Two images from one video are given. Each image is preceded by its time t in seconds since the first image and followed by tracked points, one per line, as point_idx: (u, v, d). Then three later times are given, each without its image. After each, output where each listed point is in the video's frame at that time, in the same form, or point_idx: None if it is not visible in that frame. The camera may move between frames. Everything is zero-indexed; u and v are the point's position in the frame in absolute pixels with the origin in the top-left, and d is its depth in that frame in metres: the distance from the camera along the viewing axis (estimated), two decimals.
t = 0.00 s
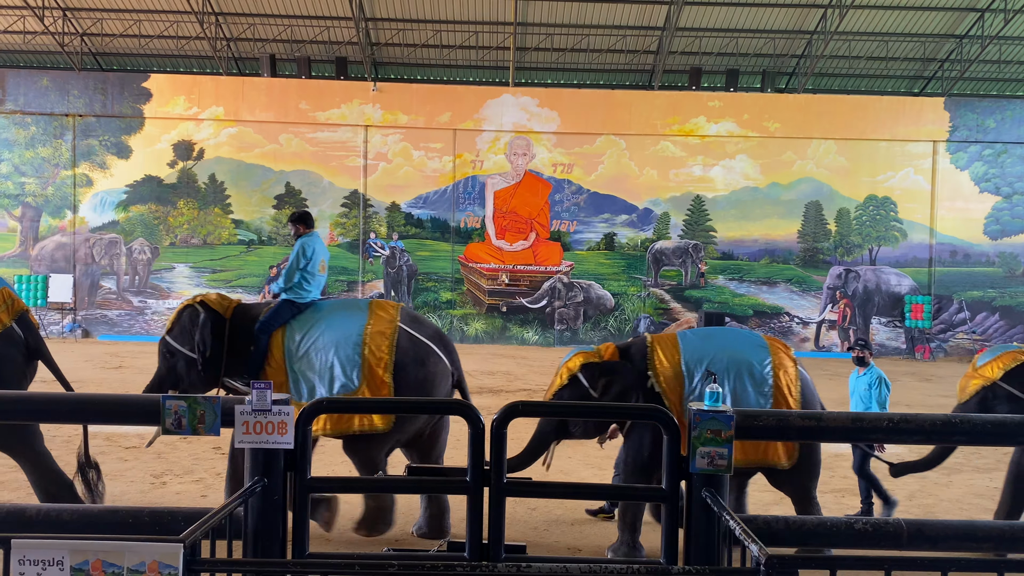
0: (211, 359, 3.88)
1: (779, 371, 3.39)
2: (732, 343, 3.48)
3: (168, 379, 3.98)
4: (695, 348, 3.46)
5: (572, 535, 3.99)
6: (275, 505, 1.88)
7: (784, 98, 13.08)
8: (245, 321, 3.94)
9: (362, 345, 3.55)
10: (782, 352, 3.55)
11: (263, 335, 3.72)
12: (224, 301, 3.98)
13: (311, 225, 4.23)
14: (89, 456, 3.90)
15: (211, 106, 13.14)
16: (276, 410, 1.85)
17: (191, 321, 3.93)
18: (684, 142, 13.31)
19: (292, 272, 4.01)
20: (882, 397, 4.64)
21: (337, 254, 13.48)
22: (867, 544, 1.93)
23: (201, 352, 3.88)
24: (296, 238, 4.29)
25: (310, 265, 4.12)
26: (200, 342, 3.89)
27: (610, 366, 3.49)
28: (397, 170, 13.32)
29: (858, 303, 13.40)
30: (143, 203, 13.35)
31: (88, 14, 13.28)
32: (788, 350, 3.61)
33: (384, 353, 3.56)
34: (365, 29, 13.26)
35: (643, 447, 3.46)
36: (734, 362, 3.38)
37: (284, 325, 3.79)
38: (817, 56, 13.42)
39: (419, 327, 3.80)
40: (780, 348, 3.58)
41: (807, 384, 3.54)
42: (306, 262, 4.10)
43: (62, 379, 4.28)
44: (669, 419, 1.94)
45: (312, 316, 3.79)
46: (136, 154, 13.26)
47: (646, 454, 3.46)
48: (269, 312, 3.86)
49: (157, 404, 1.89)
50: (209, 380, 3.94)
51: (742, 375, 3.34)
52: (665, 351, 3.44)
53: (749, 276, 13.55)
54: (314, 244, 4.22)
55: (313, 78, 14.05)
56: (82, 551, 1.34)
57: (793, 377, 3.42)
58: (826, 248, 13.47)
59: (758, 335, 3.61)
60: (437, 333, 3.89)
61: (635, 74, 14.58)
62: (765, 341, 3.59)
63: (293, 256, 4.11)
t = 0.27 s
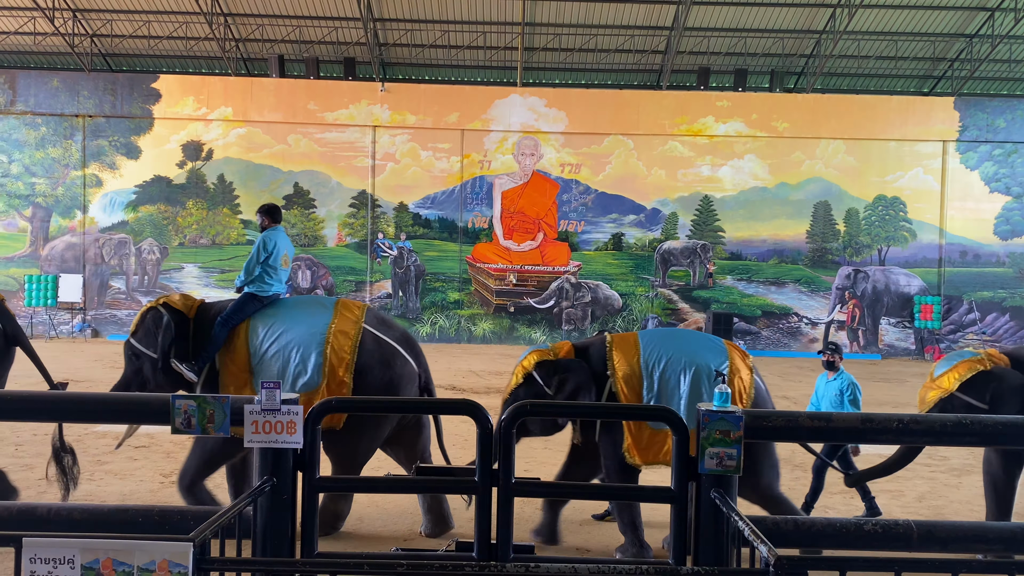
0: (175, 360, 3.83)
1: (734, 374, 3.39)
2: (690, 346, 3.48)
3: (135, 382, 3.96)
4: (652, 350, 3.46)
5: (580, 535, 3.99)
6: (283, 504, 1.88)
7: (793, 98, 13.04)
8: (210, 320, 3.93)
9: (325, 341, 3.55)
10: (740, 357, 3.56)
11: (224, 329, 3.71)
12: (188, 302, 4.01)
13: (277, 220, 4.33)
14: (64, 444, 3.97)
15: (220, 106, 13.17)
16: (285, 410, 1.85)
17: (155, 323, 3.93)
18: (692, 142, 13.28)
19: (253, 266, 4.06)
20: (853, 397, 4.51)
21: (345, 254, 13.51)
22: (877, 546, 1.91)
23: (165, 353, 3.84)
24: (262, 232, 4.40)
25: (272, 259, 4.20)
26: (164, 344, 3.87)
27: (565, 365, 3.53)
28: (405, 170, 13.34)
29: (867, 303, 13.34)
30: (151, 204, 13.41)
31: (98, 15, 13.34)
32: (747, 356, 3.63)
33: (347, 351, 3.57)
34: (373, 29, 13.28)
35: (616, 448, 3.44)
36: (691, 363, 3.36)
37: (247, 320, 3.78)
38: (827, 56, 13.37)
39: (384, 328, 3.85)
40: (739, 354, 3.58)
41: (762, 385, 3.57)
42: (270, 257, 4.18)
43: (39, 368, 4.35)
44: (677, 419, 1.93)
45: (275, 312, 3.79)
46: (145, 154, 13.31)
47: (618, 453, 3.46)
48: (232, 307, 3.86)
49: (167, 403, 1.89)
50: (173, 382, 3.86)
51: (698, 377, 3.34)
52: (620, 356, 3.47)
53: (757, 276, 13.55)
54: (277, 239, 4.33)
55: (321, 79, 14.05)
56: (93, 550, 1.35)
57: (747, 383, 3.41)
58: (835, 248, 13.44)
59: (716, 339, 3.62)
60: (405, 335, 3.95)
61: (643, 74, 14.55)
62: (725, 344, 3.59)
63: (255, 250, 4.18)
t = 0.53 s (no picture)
0: (138, 363, 3.78)
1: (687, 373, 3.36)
2: (642, 346, 3.44)
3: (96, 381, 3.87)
4: (602, 351, 3.43)
5: (587, 535, 3.98)
6: (291, 504, 1.89)
7: (801, 98, 13.01)
8: (176, 322, 3.88)
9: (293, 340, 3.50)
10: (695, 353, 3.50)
11: (196, 331, 3.67)
12: (155, 301, 3.93)
13: (240, 221, 4.25)
14: (37, 445, 3.88)
15: (228, 107, 13.22)
16: (293, 409, 1.85)
17: (120, 321, 3.86)
18: (699, 142, 13.26)
19: (220, 269, 4.04)
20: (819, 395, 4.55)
21: (353, 254, 13.55)
22: (886, 547, 1.90)
23: (127, 354, 3.78)
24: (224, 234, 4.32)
25: (237, 261, 4.15)
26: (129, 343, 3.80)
27: (516, 358, 3.45)
28: (412, 170, 13.36)
29: (876, 304, 13.29)
30: (160, 204, 13.44)
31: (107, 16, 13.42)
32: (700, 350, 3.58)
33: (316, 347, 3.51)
34: (380, 29, 13.31)
35: (572, 450, 3.36)
36: (641, 363, 3.35)
37: (218, 322, 3.76)
38: (835, 55, 13.32)
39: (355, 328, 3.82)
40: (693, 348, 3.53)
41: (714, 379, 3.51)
42: (234, 259, 4.13)
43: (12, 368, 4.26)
44: (685, 418, 1.93)
45: (247, 313, 3.76)
46: (153, 154, 13.36)
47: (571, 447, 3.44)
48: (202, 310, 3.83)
49: (176, 403, 1.89)
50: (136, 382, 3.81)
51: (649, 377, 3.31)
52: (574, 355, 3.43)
53: (764, 277, 13.52)
54: (240, 241, 4.25)
55: (329, 79, 14.07)
56: (103, 548, 1.36)
57: (700, 380, 3.38)
58: (843, 248, 13.39)
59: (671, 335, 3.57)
60: (373, 334, 3.95)
61: (651, 73, 14.53)
62: (679, 340, 3.55)
63: (219, 253, 4.14)
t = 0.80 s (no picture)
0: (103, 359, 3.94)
1: (639, 373, 3.38)
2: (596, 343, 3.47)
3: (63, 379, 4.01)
4: (556, 350, 3.44)
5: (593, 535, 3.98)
6: (298, 503, 1.89)
7: (808, 97, 12.98)
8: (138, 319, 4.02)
9: (250, 335, 3.69)
10: (649, 354, 3.52)
11: (154, 327, 3.81)
12: (116, 300, 4.08)
13: (205, 221, 4.35)
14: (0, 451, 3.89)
15: (235, 107, 13.26)
16: (300, 408, 1.86)
17: (81, 321, 3.98)
18: (706, 142, 13.24)
19: (183, 268, 4.14)
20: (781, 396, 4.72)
21: (359, 253, 13.56)
22: (893, 548, 1.89)
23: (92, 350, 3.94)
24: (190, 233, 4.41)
25: (202, 261, 4.28)
26: (92, 340, 3.95)
27: (473, 366, 3.52)
28: (419, 170, 13.36)
29: (883, 304, 13.24)
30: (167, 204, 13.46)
31: (115, 16, 13.50)
32: (655, 347, 3.60)
33: (271, 342, 3.71)
34: (387, 29, 13.33)
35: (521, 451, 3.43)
36: (594, 362, 3.36)
37: (176, 318, 3.91)
38: (842, 55, 13.29)
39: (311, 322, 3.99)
40: (648, 349, 3.55)
41: (669, 378, 3.54)
42: (198, 257, 4.25)
43: None
44: (690, 418, 1.93)
45: (203, 309, 3.93)
46: (161, 154, 13.38)
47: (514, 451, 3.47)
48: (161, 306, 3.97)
49: (183, 402, 1.90)
50: (102, 378, 3.97)
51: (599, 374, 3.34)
52: (529, 354, 3.45)
53: (771, 276, 13.49)
54: (207, 241, 4.38)
55: (336, 79, 14.09)
56: (111, 546, 1.36)
57: (653, 379, 3.39)
58: (850, 248, 13.35)
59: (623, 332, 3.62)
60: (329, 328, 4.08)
61: (657, 73, 14.51)
62: (633, 339, 3.58)
63: (184, 252, 4.25)
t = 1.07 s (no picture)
0: (64, 357, 3.90)
1: (600, 369, 3.37)
2: (558, 341, 3.46)
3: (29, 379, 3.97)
4: (518, 346, 3.44)
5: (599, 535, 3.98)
6: (304, 502, 1.89)
7: (815, 96, 12.96)
8: (104, 316, 4.00)
9: (214, 335, 3.67)
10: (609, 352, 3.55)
11: (119, 323, 3.79)
12: (84, 300, 4.09)
13: (173, 216, 4.41)
14: None
15: (242, 107, 13.29)
16: (306, 407, 1.86)
17: (47, 318, 3.96)
18: (713, 141, 13.22)
19: (149, 263, 4.15)
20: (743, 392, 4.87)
21: (365, 253, 13.58)
22: (900, 548, 1.89)
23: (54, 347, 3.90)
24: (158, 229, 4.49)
25: (168, 257, 4.30)
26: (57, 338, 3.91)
27: (435, 349, 3.56)
28: (425, 169, 13.38)
29: (890, 304, 13.21)
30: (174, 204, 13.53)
31: (122, 17, 13.56)
32: (619, 352, 3.62)
33: (235, 344, 3.68)
34: (393, 29, 13.34)
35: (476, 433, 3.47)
36: (556, 359, 3.34)
37: (142, 314, 3.88)
38: (850, 54, 13.24)
39: (278, 324, 3.95)
40: (609, 348, 3.58)
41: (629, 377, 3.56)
42: (165, 253, 4.27)
43: None
44: (696, 417, 1.93)
45: (169, 306, 3.90)
46: (168, 154, 13.43)
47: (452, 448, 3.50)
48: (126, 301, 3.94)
49: (189, 401, 1.90)
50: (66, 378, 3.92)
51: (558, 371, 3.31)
52: (492, 347, 3.46)
53: (778, 276, 13.44)
54: (172, 238, 4.42)
55: (342, 79, 14.09)
56: (118, 545, 1.36)
57: (614, 377, 3.39)
58: (857, 248, 13.31)
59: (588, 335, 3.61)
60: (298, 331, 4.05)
61: (664, 72, 14.49)
62: (595, 340, 3.58)
63: (151, 247, 4.27)
